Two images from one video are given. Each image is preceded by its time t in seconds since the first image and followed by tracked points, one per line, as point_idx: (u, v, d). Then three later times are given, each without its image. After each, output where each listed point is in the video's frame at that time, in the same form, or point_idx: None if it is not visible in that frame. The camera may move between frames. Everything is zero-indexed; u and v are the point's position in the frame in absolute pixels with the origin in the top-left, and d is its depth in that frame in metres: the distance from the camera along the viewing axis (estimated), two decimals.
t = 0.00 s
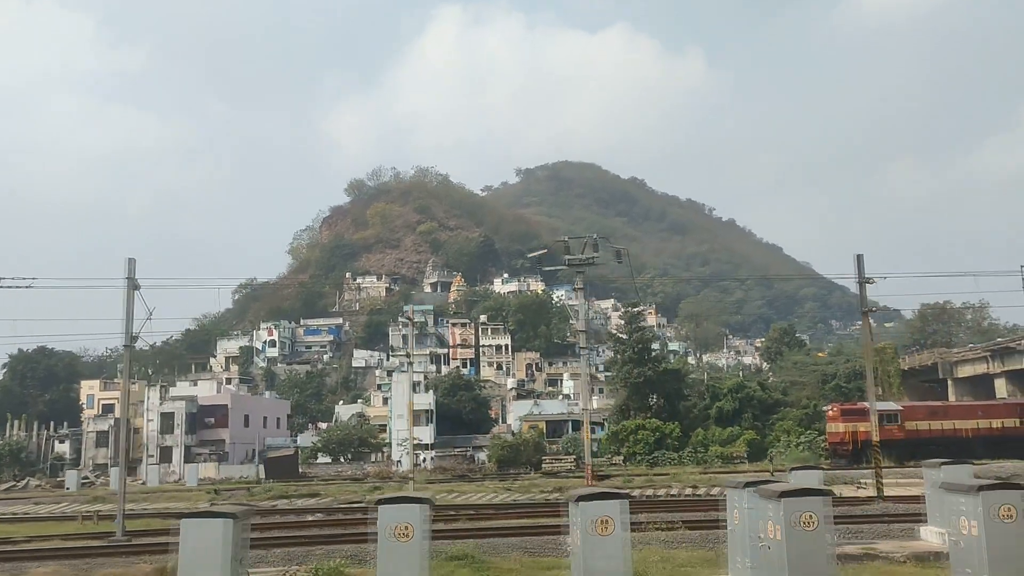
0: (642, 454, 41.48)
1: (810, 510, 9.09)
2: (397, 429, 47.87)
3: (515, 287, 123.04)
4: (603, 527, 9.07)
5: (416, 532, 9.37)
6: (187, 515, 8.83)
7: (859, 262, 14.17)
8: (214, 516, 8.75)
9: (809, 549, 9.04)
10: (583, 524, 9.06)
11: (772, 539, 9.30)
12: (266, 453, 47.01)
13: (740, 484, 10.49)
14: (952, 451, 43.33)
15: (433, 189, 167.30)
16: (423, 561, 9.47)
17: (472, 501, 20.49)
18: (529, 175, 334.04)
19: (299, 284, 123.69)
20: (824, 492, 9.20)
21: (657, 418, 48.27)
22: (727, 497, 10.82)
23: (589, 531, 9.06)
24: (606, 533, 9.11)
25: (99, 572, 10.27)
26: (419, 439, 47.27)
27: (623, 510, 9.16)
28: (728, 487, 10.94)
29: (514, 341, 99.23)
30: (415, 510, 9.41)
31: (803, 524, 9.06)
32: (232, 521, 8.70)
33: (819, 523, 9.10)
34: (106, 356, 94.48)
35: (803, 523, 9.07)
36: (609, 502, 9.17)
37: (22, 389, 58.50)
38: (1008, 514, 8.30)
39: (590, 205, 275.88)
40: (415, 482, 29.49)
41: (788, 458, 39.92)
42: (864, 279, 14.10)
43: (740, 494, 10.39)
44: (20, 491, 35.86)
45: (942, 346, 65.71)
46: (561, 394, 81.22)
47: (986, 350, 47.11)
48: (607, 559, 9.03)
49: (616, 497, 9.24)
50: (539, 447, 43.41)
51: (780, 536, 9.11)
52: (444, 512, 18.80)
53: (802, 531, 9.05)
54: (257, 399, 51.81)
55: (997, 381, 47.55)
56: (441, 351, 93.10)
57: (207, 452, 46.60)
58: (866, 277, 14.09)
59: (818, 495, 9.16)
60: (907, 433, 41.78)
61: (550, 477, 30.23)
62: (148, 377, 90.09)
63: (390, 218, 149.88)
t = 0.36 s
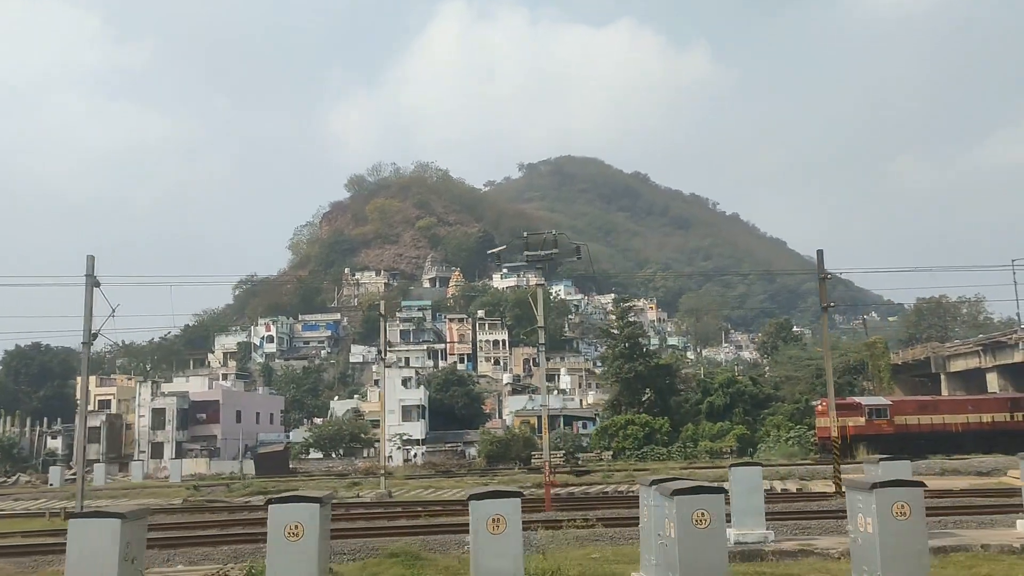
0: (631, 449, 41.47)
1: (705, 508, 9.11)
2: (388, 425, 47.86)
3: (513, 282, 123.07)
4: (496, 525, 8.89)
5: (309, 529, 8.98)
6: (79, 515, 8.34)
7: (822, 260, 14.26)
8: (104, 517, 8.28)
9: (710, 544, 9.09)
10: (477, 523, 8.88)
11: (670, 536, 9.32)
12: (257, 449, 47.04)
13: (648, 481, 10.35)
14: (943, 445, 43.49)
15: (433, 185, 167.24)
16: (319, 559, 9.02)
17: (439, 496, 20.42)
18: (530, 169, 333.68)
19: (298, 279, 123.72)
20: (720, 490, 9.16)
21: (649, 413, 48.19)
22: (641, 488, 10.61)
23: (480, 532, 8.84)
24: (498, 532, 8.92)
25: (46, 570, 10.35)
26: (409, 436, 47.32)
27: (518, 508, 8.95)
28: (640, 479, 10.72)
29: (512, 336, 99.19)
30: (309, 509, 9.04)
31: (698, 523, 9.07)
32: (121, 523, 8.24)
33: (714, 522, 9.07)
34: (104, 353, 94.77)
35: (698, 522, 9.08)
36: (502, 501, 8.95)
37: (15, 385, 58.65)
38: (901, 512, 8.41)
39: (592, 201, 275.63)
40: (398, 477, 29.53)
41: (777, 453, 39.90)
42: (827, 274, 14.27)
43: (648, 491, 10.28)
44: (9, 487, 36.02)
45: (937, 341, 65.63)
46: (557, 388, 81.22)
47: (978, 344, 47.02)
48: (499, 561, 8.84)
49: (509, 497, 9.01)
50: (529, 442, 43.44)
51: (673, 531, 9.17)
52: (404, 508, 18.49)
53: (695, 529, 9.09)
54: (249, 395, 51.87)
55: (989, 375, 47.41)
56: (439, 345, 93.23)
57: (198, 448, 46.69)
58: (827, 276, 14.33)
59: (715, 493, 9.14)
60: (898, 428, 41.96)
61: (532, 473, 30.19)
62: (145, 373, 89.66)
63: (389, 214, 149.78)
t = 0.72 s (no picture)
0: (616, 448, 41.45)
1: (595, 510, 9.21)
2: (375, 423, 47.92)
3: (508, 280, 123.11)
4: (382, 526, 9.04)
5: (194, 530, 9.19)
6: None
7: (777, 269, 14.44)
8: None
9: (595, 546, 9.14)
10: (362, 524, 9.06)
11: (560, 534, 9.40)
12: (244, 447, 47.10)
13: (554, 486, 10.27)
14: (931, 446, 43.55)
15: (429, 183, 167.17)
16: (205, 556, 9.24)
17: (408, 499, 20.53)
18: (530, 168, 333.65)
19: (293, 278, 123.74)
20: (611, 493, 9.35)
21: (636, 412, 48.17)
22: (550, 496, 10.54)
23: (367, 532, 9.02)
24: (383, 532, 9.05)
25: None
26: (396, 434, 47.38)
27: (405, 511, 9.12)
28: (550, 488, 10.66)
29: (506, 335, 99.18)
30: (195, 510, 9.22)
31: (586, 524, 9.16)
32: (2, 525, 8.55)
33: (603, 524, 9.18)
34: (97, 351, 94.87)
35: (586, 523, 9.17)
36: (389, 502, 9.08)
37: (5, 383, 58.72)
38: (788, 513, 8.64)
39: (591, 199, 275.52)
40: (376, 476, 29.50)
41: (763, 452, 39.93)
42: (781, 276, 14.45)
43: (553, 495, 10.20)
44: None
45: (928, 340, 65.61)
46: (550, 387, 81.21)
47: (965, 343, 46.92)
48: (385, 560, 8.97)
49: (399, 497, 9.14)
50: (514, 440, 43.48)
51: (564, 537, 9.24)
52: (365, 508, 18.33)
53: (585, 531, 9.17)
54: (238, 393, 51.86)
55: (977, 374, 47.34)
56: (432, 343, 93.23)
57: (185, 446, 46.73)
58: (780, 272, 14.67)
59: (608, 496, 9.31)
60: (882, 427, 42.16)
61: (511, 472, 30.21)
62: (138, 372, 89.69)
63: (385, 212, 149.78)
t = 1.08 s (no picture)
0: (601, 449, 41.46)
1: (485, 513, 8.47)
2: (362, 423, 47.97)
3: (504, 280, 123.12)
4: (270, 530, 8.26)
5: (77, 536, 7.98)
6: None
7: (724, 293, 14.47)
8: None
9: (485, 553, 8.41)
10: (250, 529, 8.29)
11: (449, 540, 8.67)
12: (231, 446, 47.05)
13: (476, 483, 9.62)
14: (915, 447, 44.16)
15: (426, 183, 167.14)
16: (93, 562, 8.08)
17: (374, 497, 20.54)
18: (532, 167, 333.89)
19: (289, 277, 123.72)
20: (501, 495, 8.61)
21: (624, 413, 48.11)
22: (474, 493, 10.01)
23: (255, 537, 8.22)
24: (272, 537, 8.25)
25: None
26: (383, 434, 47.47)
27: (298, 514, 8.33)
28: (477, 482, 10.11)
29: (499, 335, 99.15)
30: (80, 512, 8.01)
31: (474, 527, 8.42)
32: None
33: (492, 527, 8.44)
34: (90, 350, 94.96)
35: (475, 526, 8.42)
36: (281, 504, 8.29)
37: None
38: (676, 517, 8.41)
39: (591, 199, 275.79)
40: (353, 476, 29.47)
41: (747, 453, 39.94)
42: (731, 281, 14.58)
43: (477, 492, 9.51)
44: None
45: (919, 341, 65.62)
46: (543, 387, 81.18)
47: (952, 346, 46.86)
48: (272, 564, 8.18)
49: (291, 501, 8.38)
50: (499, 441, 43.50)
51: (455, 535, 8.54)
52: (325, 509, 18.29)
53: (473, 535, 8.44)
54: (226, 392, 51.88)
55: (964, 377, 47.27)
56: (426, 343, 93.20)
57: (172, 445, 46.71)
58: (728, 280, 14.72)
59: (495, 499, 8.55)
60: (868, 429, 42.47)
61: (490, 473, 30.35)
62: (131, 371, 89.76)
63: (381, 211, 149.78)
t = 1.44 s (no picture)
0: (586, 449, 41.46)
1: (373, 515, 7.80)
2: (349, 422, 48.13)
3: (499, 280, 123.07)
4: (156, 533, 7.67)
5: None
6: None
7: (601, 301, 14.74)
8: None
9: (370, 557, 7.71)
10: (138, 533, 7.73)
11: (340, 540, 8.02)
12: (218, 445, 47.04)
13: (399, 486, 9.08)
14: (900, 449, 44.41)
15: (424, 183, 167.19)
16: None
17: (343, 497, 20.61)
18: (532, 167, 333.94)
19: (285, 276, 123.63)
20: (392, 496, 7.93)
21: (611, 414, 48.10)
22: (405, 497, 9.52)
23: (140, 539, 7.65)
24: (160, 540, 7.68)
25: None
26: (371, 434, 47.51)
27: (188, 516, 7.76)
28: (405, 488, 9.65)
29: (493, 335, 99.13)
30: None
31: (362, 530, 7.76)
32: None
33: (381, 530, 7.79)
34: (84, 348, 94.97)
35: (363, 529, 7.76)
36: (162, 507, 7.69)
37: None
38: (567, 520, 7.98)
39: (590, 199, 276.02)
40: (331, 476, 29.44)
41: (733, 454, 39.89)
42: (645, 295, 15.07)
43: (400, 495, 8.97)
44: None
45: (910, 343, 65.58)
46: (535, 387, 81.13)
47: (940, 348, 46.73)
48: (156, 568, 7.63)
49: (175, 502, 7.77)
50: (485, 441, 43.56)
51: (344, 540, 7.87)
52: (289, 511, 18.39)
53: (361, 539, 7.78)
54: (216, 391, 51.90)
55: (951, 379, 47.17)
56: (419, 343, 93.24)
57: (159, 443, 46.69)
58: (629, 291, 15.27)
59: (383, 500, 7.88)
60: (853, 431, 42.78)
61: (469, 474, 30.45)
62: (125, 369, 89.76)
63: (379, 211, 149.86)
